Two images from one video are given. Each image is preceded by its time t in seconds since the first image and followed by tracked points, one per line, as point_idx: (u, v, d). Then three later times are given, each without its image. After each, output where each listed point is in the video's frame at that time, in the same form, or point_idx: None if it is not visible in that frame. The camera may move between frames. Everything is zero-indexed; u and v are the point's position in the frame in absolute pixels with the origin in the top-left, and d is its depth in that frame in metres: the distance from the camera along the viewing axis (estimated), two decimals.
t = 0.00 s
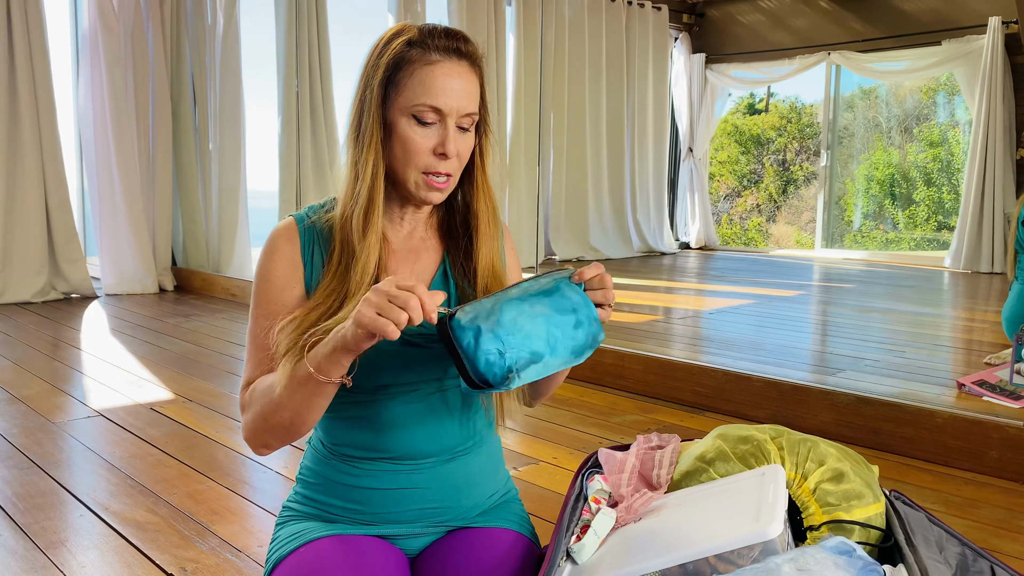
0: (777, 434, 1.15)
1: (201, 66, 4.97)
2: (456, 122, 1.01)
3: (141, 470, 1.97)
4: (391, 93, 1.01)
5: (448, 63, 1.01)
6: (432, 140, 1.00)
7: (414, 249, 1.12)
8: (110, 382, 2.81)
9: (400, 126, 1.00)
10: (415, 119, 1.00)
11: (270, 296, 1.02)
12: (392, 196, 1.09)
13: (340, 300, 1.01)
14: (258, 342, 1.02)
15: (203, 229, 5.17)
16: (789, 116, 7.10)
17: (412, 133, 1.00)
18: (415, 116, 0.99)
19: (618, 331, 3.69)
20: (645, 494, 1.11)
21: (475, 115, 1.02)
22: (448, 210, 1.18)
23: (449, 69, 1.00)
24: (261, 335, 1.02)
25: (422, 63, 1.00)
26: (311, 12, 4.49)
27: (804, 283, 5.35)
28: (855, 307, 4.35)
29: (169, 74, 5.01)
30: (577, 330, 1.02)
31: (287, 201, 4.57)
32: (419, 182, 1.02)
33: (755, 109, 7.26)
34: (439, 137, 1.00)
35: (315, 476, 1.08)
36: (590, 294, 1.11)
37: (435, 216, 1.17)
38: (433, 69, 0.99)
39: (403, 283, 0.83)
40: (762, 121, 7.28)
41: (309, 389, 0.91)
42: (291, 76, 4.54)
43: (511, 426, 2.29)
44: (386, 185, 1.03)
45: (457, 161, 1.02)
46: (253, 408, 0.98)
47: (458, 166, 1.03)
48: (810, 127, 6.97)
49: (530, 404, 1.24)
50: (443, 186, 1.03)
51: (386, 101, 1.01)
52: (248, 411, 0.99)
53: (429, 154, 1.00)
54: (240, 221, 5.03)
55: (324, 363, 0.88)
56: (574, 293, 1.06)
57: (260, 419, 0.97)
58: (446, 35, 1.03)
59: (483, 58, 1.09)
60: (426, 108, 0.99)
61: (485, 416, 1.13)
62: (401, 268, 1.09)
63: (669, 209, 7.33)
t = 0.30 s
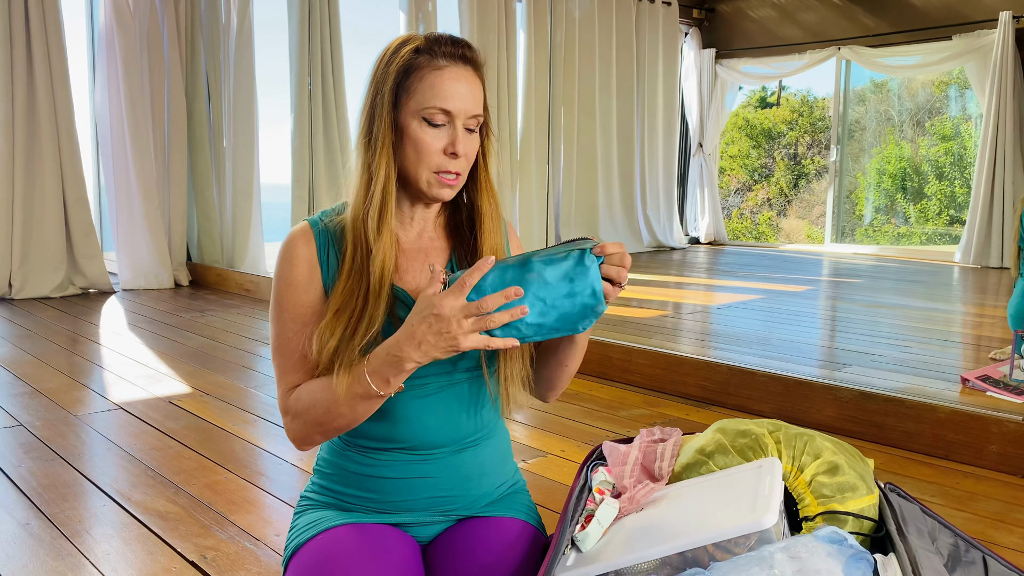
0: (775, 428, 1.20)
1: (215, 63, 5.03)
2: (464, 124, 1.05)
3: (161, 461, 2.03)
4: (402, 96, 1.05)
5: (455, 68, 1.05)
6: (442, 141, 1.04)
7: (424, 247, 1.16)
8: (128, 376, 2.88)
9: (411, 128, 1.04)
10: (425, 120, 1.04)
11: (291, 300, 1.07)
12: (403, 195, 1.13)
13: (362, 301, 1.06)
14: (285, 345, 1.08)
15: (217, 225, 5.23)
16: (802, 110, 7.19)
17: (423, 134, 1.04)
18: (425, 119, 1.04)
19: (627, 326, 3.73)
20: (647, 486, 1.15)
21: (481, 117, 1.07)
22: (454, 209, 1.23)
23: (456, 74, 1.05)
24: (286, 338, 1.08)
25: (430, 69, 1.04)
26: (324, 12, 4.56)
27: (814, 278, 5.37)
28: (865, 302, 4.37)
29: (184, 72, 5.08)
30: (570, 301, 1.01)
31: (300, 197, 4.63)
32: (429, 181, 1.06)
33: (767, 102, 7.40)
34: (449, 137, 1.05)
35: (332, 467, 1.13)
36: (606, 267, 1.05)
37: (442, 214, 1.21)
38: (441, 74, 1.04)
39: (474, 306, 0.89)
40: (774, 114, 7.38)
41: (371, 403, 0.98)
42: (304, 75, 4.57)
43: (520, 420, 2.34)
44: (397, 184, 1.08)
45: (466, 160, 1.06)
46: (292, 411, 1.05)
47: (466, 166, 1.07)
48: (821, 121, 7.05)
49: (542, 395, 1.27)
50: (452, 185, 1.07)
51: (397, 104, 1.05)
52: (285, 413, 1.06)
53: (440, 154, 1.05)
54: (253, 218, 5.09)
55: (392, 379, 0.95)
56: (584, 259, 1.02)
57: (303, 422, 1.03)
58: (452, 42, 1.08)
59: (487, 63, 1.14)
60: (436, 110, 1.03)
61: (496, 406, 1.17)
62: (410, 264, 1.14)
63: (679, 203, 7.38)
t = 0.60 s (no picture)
0: (784, 422, 1.24)
1: (226, 56, 5.06)
2: (486, 125, 1.09)
3: (179, 453, 2.07)
4: (426, 97, 1.08)
5: (478, 72, 1.09)
6: (465, 141, 1.08)
7: (440, 243, 1.19)
8: (144, 369, 2.92)
9: (435, 128, 1.07)
10: (449, 120, 1.07)
11: (312, 296, 1.10)
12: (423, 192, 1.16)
13: (381, 295, 1.09)
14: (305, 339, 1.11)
15: (229, 218, 5.27)
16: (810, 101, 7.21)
17: (447, 134, 1.07)
18: (449, 118, 1.07)
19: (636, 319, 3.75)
20: (658, 478, 1.18)
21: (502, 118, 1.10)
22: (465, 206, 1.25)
23: (480, 77, 1.08)
24: (306, 333, 1.11)
25: (453, 70, 1.07)
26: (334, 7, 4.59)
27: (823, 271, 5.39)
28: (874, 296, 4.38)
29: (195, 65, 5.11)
30: (600, 317, 1.05)
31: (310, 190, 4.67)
32: (451, 179, 1.09)
33: (776, 94, 7.33)
34: (472, 137, 1.08)
35: (352, 458, 1.16)
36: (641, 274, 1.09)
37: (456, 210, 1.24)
38: (465, 77, 1.07)
39: (502, 310, 0.94)
40: (783, 106, 7.31)
41: (401, 396, 1.03)
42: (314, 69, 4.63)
43: (531, 413, 2.37)
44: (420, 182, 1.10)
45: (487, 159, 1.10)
46: (315, 403, 1.08)
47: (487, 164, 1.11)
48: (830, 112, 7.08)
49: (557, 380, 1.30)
50: (472, 183, 1.10)
51: (422, 104, 1.08)
52: (308, 405, 1.08)
53: (464, 153, 1.08)
54: (264, 211, 5.11)
55: (426, 376, 1.01)
56: (619, 273, 1.05)
57: (330, 414, 1.06)
58: (473, 46, 1.11)
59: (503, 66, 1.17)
60: (460, 110, 1.06)
61: (512, 394, 1.20)
62: (427, 260, 1.17)
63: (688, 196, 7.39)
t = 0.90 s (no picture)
0: (785, 414, 1.26)
1: (233, 50, 5.09)
2: (489, 117, 1.11)
3: (191, 445, 2.10)
4: (431, 91, 1.10)
5: (479, 65, 1.11)
6: (471, 132, 1.10)
7: (448, 236, 1.21)
8: (155, 361, 2.96)
9: (441, 120, 1.09)
10: (454, 112, 1.09)
11: (325, 285, 1.12)
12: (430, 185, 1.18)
13: (395, 282, 1.11)
14: (318, 329, 1.12)
15: (237, 211, 5.31)
16: (818, 93, 7.26)
17: (453, 125, 1.09)
18: (455, 111, 1.09)
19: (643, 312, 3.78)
20: (662, 468, 1.21)
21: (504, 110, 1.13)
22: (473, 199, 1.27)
23: (481, 71, 1.11)
24: (320, 322, 1.12)
25: (455, 65, 1.10)
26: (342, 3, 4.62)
27: (829, 263, 5.40)
28: (880, 288, 4.40)
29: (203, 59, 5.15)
30: (607, 302, 1.07)
31: (319, 184, 4.71)
32: (458, 169, 1.11)
33: (784, 84, 7.50)
34: (477, 128, 1.10)
35: (362, 450, 1.19)
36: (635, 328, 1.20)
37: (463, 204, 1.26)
38: (468, 71, 1.10)
39: (507, 296, 0.96)
40: (791, 97, 7.46)
41: (417, 378, 1.05)
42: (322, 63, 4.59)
43: (538, 405, 2.40)
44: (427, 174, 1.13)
45: (492, 149, 1.12)
46: (329, 387, 1.09)
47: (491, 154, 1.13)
48: (838, 103, 7.12)
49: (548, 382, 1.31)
50: (478, 172, 1.12)
51: (427, 98, 1.10)
52: (323, 390, 1.10)
53: (470, 144, 1.10)
54: (273, 205, 5.13)
55: (439, 357, 1.03)
56: (625, 255, 1.06)
57: (345, 398, 1.08)
58: (474, 44, 1.14)
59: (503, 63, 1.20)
60: (465, 102, 1.09)
61: (517, 383, 1.23)
62: (435, 251, 1.19)
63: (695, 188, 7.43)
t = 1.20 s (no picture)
0: (772, 418, 1.29)
1: (235, 49, 5.11)
2: (475, 125, 1.13)
3: (193, 445, 2.14)
4: (417, 101, 1.13)
5: (463, 75, 1.13)
6: (457, 140, 1.12)
7: (439, 243, 1.23)
8: (159, 361, 2.99)
9: (428, 129, 1.11)
10: (440, 121, 1.11)
11: (317, 294, 1.15)
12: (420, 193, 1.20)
13: (381, 289, 1.13)
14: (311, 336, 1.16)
15: (240, 209, 5.34)
16: (823, 87, 7.27)
17: (439, 134, 1.11)
18: (440, 119, 1.11)
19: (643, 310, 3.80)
20: (651, 471, 1.23)
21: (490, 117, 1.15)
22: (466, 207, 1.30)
23: (466, 79, 1.13)
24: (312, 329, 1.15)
25: (440, 74, 1.12)
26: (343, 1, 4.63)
27: (831, 260, 5.41)
28: (881, 286, 4.40)
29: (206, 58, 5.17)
30: (593, 279, 1.06)
31: (322, 181, 4.75)
32: (446, 177, 1.13)
33: (788, 79, 7.49)
34: (463, 135, 1.12)
35: (357, 454, 1.22)
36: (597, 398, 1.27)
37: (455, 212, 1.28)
38: (452, 80, 1.12)
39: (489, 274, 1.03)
40: (795, 92, 7.48)
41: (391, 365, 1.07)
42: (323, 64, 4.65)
43: (536, 405, 2.43)
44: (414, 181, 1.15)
45: (480, 156, 1.14)
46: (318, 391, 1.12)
47: (479, 161, 1.15)
48: (841, 98, 7.14)
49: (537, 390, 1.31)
50: (466, 180, 1.14)
51: (414, 108, 1.13)
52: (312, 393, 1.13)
53: (456, 151, 1.12)
54: (276, 203, 5.16)
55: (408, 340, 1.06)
56: (615, 245, 1.08)
57: (329, 396, 1.11)
58: (460, 55, 1.16)
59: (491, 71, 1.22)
60: (450, 110, 1.11)
61: (507, 389, 1.25)
62: (425, 259, 1.21)
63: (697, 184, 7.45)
